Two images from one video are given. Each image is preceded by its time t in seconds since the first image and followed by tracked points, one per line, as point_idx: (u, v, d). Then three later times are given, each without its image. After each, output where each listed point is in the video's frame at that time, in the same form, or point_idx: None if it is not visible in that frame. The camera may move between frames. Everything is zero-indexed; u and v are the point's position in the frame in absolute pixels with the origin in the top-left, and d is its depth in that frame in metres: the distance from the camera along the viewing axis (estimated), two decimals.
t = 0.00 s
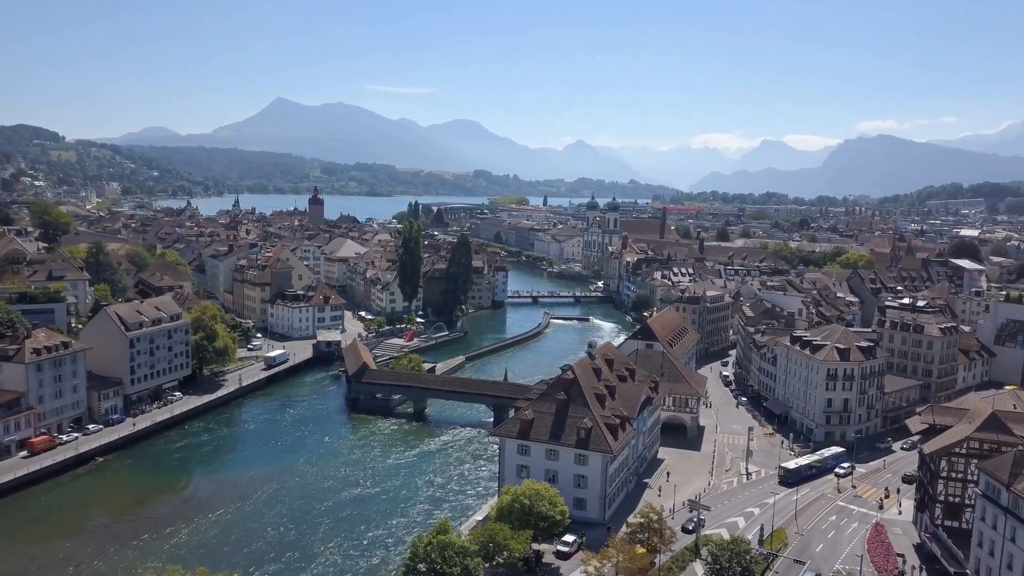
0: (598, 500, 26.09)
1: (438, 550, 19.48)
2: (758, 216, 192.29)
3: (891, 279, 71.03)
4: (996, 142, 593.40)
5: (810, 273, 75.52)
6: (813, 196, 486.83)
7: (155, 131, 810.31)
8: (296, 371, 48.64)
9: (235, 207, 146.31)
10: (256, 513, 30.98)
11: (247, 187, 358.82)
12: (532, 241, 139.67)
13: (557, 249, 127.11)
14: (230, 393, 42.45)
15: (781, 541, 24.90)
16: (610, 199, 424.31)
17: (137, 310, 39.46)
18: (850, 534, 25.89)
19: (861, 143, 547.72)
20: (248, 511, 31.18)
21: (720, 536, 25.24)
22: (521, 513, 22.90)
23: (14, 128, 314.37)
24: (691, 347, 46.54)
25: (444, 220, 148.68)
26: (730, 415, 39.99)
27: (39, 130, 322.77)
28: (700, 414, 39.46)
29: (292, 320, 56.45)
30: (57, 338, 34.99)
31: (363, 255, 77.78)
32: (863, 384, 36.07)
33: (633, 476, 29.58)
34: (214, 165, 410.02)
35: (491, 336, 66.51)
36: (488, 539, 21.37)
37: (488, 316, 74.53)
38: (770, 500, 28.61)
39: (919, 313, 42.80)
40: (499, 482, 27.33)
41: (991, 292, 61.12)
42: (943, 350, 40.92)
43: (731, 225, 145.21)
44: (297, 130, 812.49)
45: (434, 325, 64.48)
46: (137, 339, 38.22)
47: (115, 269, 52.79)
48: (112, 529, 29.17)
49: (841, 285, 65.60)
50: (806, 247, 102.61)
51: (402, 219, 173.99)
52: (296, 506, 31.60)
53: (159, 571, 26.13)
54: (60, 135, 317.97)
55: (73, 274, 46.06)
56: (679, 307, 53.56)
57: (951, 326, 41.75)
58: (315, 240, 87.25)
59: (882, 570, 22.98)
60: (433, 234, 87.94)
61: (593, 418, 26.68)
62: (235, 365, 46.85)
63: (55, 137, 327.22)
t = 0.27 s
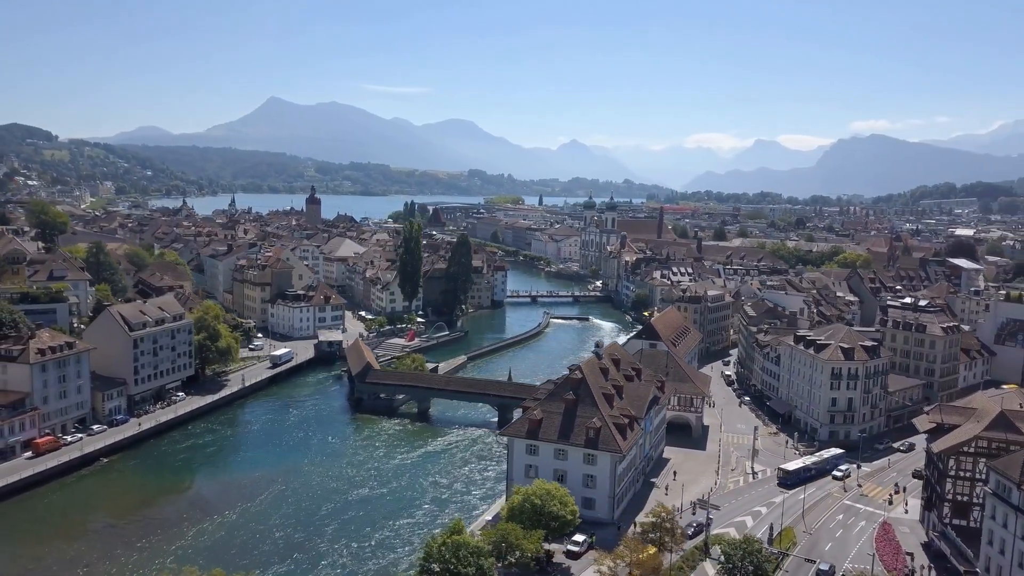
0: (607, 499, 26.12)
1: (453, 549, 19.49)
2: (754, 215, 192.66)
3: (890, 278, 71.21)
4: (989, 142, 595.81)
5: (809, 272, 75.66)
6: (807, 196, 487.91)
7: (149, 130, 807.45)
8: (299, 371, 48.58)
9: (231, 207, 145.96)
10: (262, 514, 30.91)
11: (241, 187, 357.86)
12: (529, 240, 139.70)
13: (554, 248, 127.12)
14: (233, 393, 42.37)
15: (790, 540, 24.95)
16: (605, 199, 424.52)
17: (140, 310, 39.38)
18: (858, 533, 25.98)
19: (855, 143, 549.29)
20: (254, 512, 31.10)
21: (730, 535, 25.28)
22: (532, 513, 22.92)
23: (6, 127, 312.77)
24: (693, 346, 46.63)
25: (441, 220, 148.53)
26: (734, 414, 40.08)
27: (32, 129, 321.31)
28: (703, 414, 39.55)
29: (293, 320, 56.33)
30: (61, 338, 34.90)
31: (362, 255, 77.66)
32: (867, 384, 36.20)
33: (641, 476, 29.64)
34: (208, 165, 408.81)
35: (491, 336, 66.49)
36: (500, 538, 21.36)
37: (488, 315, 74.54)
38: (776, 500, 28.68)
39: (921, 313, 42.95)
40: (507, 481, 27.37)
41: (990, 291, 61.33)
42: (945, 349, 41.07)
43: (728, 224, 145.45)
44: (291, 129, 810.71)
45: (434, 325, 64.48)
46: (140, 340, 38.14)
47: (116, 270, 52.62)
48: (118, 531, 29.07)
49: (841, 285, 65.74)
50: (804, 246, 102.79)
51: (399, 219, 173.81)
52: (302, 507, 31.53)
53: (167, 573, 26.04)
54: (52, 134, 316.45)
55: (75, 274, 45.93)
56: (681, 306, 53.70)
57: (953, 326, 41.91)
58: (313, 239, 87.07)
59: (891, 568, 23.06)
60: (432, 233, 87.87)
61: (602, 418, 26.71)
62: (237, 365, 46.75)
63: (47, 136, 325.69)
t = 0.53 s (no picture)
0: (614, 499, 26.14)
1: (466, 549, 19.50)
2: (750, 214, 192.94)
3: (889, 278, 71.34)
4: (983, 142, 597.88)
5: (808, 271, 75.79)
6: (802, 195, 488.94)
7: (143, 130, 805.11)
8: (301, 371, 48.53)
9: (228, 207, 145.68)
10: (268, 515, 30.85)
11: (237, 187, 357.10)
12: (526, 240, 139.72)
13: (552, 248, 127.13)
14: (235, 394, 42.29)
15: (798, 539, 25.00)
16: (601, 199, 424.66)
17: (143, 311, 39.30)
18: (865, 532, 26.05)
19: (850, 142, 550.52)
20: (259, 513, 31.03)
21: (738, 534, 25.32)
22: (543, 513, 22.94)
23: None
24: (695, 346, 46.69)
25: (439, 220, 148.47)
26: (737, 413, 40.16)
27: (26, 128, 320.08)
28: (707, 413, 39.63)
29: (293, 320, 56.26)
30: (65, 339, 34.83)
31: (362, 255, 77.57)
32: (871, 383, 36.31)
33: (647, 476, 29.65)
34: (203, 164, 407.75)
35: (492, 336, 66.49)
36: (511, 538, 21.37)
37: (487, 315, 74.55)
38: (783, 499, 28.74)
39: (923, 312, 43.09)
40: (515, 481, 27.36)
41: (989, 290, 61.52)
42: (947, 348, 41.22)
43: (725, 224, 145.65)
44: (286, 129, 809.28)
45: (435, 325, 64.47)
46: (143, 340, 38.05)
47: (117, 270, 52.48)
48: (124, 531, 28.99)
49: (841, 284, 65.91)
50: (802, 246, 102.97)
51: (395, 218, 173.72)
52: (308, 508, 31.47)
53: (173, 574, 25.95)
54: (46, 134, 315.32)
55: (76, 274, 45.83)
56: (682, 306, 53.83)
57: (955, 325, 42.07)
58: (312, 239, 86.95)
59: (900, 567, 23.14)
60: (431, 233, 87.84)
61: (609, 418, 26.72)
62: (239, 366, 46.68)
63: (41, 136, 324.48)
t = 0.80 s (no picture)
0: (623, 498, 26.19)
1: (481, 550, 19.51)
2: (746, 214, 193.14)
3: (887, 278, 71.52)
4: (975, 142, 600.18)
5: (807, 271, 75.95)
6: (795, 195, 490.07)
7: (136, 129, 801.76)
8: (303, 371, 48.46)
9: (224, 207, 145.10)
10: (275, 516, 30.82)
11: (231, 186, 356.09)
12: (523, 240, 139.61)
13: (549, 247, 127.07)
14: (238, 394, 42.20)
15: (807, 538, 25.07)
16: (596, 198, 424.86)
17: (146, 311, 39.16)
18: (873, 531, 26.15)
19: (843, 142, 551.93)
20: (266, 513, 31.01)
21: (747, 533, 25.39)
22: (554, 512, 22.98)
23: None
24: (697, 345, 46.77)
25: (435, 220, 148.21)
26: (740, 413, 40.26)
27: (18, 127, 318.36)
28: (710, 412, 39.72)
29: (294, 320, 56.15)
30: (68, 339, 34.73)
31: (361, 254, 77.43)
32: (874, 382, 36.44)
33: (654, 475, 29.69)
34: (197, 164, 406.29)
35: (491, 335, 66.46)
36: (524, 538, 21.39)
37: (486, 315, 74.55)
38: (789, 498, 28.84)
39: (924, 312, 43.28)
40: (523, 481, 27.37)
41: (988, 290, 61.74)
42: (948, 347, 41.40)
43: (721, 224, 145.77)
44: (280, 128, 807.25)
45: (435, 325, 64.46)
46: (146, 340, 37.95)
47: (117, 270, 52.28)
48: (131, 533, 28.93)
49: (840, 284, 66.09)
50: (799, 245, 103.17)
51: (391, 218, 173.42)
52: (315, 509, 31.44)
53: None
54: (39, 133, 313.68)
55: (76, 274, 45.68)
56: (683, 306, 53.95)
57: (956, 324, 42.25)
58: (310, 239, 86.75)
59: (910, 565, 23.23)
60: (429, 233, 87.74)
61: (617, 417, 26.75)
62: (241, 366, 46.56)
63: (34, 135, 322.89)
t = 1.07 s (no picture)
0: (632, 498, 26.23)
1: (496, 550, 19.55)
2: (742, 214, 193.31)
3: (886, 277, 71.68)
4: (968, 141, 602.44)
5: (806, 270, 76.09)
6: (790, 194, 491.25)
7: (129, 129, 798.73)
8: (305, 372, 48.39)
9: (220, 207, 144.51)
10: (282, 517, 30.79)
11: (226, 186, 354.99)
12: (520, 239, 139.46)
13: (546, 247, 127.02)
14: (241, 395, 42.10)
15: (816, 537, 25.14)
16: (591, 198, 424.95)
17: (149, 311, 39.03)
18: (881, 530, 26.24)
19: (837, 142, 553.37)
20: (273, 514, 30.99)
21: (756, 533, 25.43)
22: (566, 511, 23.00)
23: None
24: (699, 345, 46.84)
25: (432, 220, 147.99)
26: (744, 412, 40.34)
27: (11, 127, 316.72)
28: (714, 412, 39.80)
29: (295, 320, 56.01)
30: (72, 340, 34.64)
31: (360, 254, 77.33)
32: (877, 381, 36.55)
33: (661, 475, 29.73)
34: (191, 163, 404.98)
35: (491, 335, 66.46)
36: (537, 538, 21.44)
37: (486, 315, 74.60)
38: (796, 497, 28.91)
39: (926, 311, 43.46)
40: (531, 481, 27.38)
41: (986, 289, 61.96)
42: (950, 346, 41.56)
43: (718, 223, 145.84)
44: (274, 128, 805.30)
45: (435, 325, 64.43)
46: (150, 341, 37.84)
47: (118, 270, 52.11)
48: (137, 534, 28.85)
49: (839, 283, 66.26)
50: (796, 245, 103.35)
51: (388, 218, 173.13)
52: (321, 510, 31.42)
53: None
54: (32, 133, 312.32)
55: (77, 275, 45.53)
56: (685, 305, 54.06)
57: (957, 323, 42.43)
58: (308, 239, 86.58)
59: (920, 564, 23.32)
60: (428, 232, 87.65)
61: (626, 417, 26.77)
62: (243, 366, 46.44)
63: (27, 135, 321.29)
